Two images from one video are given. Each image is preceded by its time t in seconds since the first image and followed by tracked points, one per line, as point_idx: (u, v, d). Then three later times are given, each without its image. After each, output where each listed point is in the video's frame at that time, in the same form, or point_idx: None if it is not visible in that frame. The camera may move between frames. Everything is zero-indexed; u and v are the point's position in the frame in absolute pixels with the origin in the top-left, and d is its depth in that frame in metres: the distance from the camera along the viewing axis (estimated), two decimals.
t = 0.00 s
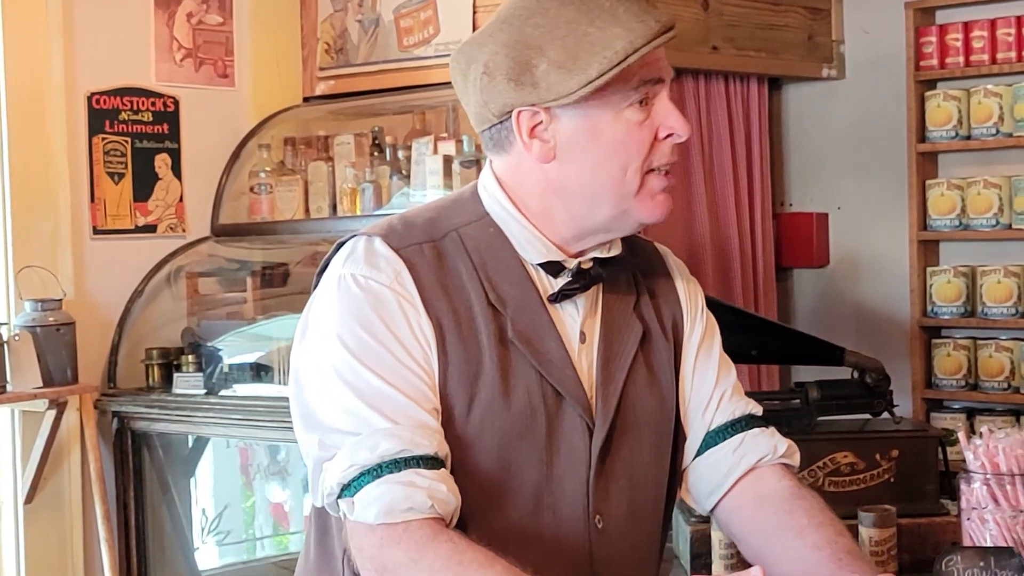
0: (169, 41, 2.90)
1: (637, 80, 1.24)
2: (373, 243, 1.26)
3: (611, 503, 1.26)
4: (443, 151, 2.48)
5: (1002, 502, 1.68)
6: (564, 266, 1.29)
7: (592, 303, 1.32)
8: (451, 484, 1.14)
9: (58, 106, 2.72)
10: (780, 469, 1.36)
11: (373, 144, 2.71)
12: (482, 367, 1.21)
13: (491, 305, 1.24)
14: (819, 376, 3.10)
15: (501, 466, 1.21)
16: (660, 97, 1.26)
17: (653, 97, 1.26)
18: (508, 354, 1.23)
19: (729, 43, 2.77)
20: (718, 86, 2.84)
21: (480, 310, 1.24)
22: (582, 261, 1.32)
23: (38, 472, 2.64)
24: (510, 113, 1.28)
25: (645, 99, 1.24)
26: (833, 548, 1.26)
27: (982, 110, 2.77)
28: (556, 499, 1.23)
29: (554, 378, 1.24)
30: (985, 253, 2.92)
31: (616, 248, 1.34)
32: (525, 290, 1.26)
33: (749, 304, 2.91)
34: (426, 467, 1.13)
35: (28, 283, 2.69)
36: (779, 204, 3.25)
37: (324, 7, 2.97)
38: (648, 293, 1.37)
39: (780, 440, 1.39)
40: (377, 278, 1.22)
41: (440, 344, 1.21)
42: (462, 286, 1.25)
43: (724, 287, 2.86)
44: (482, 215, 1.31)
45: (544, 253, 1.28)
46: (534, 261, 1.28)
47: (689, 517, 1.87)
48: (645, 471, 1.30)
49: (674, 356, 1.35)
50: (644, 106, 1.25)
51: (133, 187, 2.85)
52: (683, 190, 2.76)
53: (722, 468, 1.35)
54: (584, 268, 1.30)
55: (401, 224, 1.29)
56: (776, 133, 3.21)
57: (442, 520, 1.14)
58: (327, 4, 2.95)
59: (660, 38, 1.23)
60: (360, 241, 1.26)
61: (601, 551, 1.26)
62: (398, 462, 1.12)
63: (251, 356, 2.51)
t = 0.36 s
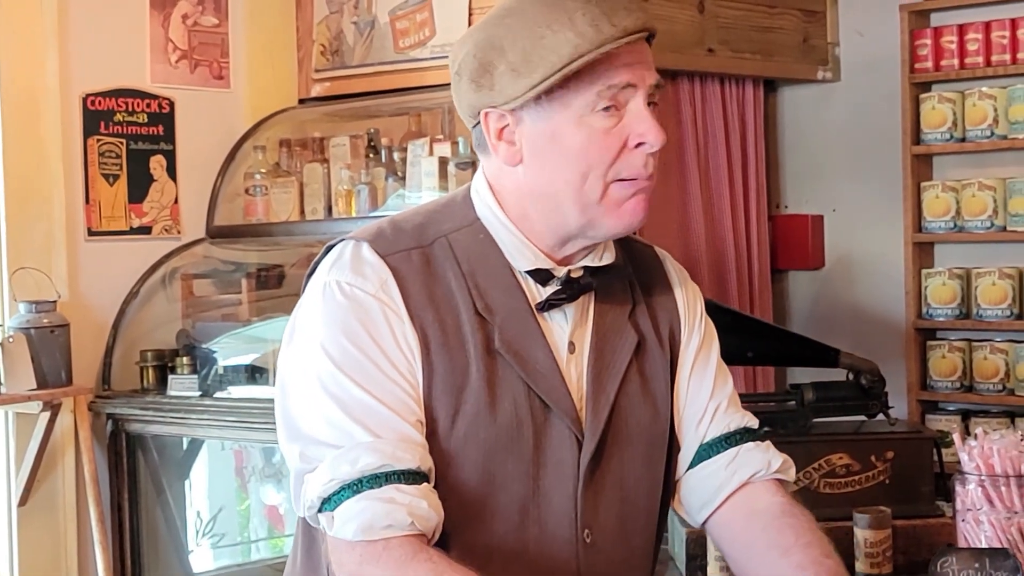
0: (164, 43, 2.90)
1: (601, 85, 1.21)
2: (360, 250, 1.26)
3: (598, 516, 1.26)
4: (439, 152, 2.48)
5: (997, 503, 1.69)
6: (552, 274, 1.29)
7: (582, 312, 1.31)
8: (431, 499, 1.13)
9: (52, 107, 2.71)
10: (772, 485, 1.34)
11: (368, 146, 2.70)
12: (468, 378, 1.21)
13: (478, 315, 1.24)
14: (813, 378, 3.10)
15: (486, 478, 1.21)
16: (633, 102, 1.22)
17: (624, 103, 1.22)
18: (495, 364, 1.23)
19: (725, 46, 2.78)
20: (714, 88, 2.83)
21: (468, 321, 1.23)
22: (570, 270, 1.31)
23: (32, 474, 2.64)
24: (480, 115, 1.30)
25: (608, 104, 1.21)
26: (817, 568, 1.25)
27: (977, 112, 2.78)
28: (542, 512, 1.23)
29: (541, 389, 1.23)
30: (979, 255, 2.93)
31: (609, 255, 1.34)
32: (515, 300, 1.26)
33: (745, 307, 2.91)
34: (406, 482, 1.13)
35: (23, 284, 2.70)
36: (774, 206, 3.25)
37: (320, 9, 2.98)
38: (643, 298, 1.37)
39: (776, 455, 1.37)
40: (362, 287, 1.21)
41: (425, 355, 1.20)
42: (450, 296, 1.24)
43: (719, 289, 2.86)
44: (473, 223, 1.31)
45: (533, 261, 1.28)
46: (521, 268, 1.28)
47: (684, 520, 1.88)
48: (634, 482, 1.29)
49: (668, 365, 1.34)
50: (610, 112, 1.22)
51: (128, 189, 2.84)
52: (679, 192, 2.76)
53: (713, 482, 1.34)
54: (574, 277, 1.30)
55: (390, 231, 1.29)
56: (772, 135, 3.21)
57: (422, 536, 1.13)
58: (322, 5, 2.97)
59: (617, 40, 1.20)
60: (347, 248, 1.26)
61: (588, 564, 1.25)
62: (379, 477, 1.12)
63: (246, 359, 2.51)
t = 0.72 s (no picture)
0: (159, 44, 2.90)
1: (534, 86, 1.17)
2: (336, 257, 1.25)
3: (578, 528, 1.23)
4: (433, 153, 2.49)
5: (989, 504, 1.69)
6: (528, 281, 1.27)
7: (563, 321, 1.29)
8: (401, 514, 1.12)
9: (47, 107, 2.72)
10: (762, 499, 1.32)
11: (362, 147, 2.71)
12: (441, 389, 1.20)
13: (453, 324, 1.22)
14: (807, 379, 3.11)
15: (460, 491, 1.19)
16: (571, 105, 1.17)
17: (560, 104, 1.17)
18: (469, 375, 1.21)
19: (718, 47, 2.78)
20: (707, 90, 2.84)
21: (443, 330, 1.22)
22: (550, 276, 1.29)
23: (27, 474, 2.64)
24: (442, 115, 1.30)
25: (539, 106, 1.17)
26: None
27: (970, 113, 2.78)
28: (519, 526, 1.20)
29: (517, 400, 1.21)
30: (972, 256, 2.93)
31: (593, 261, 1.31)
32: (491, 310, 1.25)
33: (738, 307, 2.92)
34: (373, 497, 1.12)
35: (18, 285, 2.69)
36: (768, 207, 3.25)
37: (314, 10, 2.98)
38: (633, 302, 1.34)
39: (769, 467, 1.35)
40: (334, 297, 1.20)
41: (397, 366, 1.19)
42: (425, 306, 1.23)
43: (712, 291, 2.88)
44: (453, 228, 1.30)
45: (508, 268, 1.26)
46: (497, 276, 1.26)
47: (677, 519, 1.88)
48: (618, 494, 1.27)
49: (656, 374, 1.31)
50: (545, 114, 1.17)
51: (122, 190, 2.85)
52: (672, 194, 2.77)
53: (702, 495, 1.32)
54: (552, 283, 1.28)
55: (370, 238, 1.28)
56: (766, 137, 3.22)
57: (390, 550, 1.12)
58: (316, 6, 2.98)
59: (537, 39, 1.16)
60: (324, 256, 1.25)
61: None
62: (346, 493, 1.11)
63: (240, 360, 2.51)
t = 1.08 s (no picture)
0: (156, 45, 2.90)
1: (468, 92, 1.24)
2: (306, 265, 1.30)
3: (552, 540, 1.27)
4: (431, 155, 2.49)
5: (987, 506, 1.69)
6: (498, 289, 1.31)
7: (537, 331, 1.33)
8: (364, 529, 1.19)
9: (44, 109, 2.71)
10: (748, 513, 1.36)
11: (360, 149, 2.70)
12: (407, 399, 1.25)
13: (421, 335, 1.27)
14: (804, 381, 3.11)
15: (428, 501, 1.24)
16: (506, 109, 1.23)
17: (495, 109, 1.23)
18: (435, 386, 1.26)
19: (716, 49, 2.78)
20: (705, 92, 2.84)
21: (411, 341, 1.26)
22: (524, 284, 1.33)
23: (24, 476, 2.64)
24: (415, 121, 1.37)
25: (473, 110, 1.23)
26: None
27: (969, 115, 2.78)
28: (489, 537, 1.26)
29: (487, 413, 1.26)
30: (971, 259, 2.93)
31: (569, 268, 1.35)
32: (461, 323, 1.29)
33: (736, 309, 2.92)
34: (334, 512, 1.18)
35: (14, 287, 2.69)
36: (766, 209, 3.25)
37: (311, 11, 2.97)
38: (618, 311, 1.38)
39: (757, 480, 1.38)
40: (302, 310, 1.25)
41: (364, 376, 1.24)
42: (397, 318, 1.28)
43: (711, 293, 2.88)
44: (427, 236, 1.35)
45: (475, 275, 1.31)
46: (465, 283, 1.31)
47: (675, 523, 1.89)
48: (595, 504, 1.30)
49: (640, 386, 1.34)
50: (480, 118, 1.24)
51: (120, 192, 2.84)
52: (670, 196, 2.77)
53: (687, 510, 1.36)
54: (522, 291, 1.32)
55: (346, 248, 1.32)
56: (764, 139, 3.22)
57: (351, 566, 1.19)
58: (314, 7, 2.97)
59: (455, 42, 1.22)
60: (297, 267, 1.30)
61: None
62: (307, 507, 1.17)
63: (237, 362, 2.50)
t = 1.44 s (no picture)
0: (152, 46, 2.90)
1: (394, 86, 1.12)
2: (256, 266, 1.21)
3: (505, 547, 1.15)
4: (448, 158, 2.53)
5: (982, 508, 1.69)
6: (442, 288, 1.19)
7: (488, 329, 1.21)
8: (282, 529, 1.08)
9: (40, 110, 2.71)
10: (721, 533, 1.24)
11: (355, 150, 2.72)
12: (345, 405, 1.14)
13: (361, 337, 1.17)
14: (800, 382, 3.11)
15: (371, 509, 1.14)
16: (431, 103, 1.11)
17: (421, 104, 1.12)
18: (374, 390, 1.15)
19: (712, 50, 2.78)
20: (701, 93, 2.84)
21: (351, 344, 1.16)
22: (470, 284, 1.20)
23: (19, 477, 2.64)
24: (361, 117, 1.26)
25: (398, 107, 1.12)
26: None
27: (964, 117, 2.78)
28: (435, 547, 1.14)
29: (431, 415, 1.14)
30: (966, 260, 2.93)
31: (523, 266, 1.22)
32: (404, 323, 1.18)
33: (732, 310, 2.92)
34: (244, 512, 1.09)
35: (8, 288, 2.68)
36: (761, 211, 3.25)
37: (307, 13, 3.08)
38: (582, 307, 1.25)
39: (733, 496, 1.26)
40: (239, 309, 1.16)
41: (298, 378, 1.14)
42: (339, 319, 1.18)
43: (707, 295, 2.88)
44: (374, 237, 1.24)
45: (418, 275, 1.20)
46: (408, 283, 1.20)
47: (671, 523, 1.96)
48: (551, 510, 1.17)
49: (601, 385, 1.21)
50: (406, 115, 1.12)
51: (115, 193, 2.84)
52: (665, 198, 2.77)
53: (659, 528, 1.24)
54: (469, 291, 1.20)
55: (293, 248, 1.23)
56: (759, 141, 3.23)
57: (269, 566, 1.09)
58: (309, 8, 3.08)
59: (371, 40, 1.12)
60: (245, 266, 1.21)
61: None
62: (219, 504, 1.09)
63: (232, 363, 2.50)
